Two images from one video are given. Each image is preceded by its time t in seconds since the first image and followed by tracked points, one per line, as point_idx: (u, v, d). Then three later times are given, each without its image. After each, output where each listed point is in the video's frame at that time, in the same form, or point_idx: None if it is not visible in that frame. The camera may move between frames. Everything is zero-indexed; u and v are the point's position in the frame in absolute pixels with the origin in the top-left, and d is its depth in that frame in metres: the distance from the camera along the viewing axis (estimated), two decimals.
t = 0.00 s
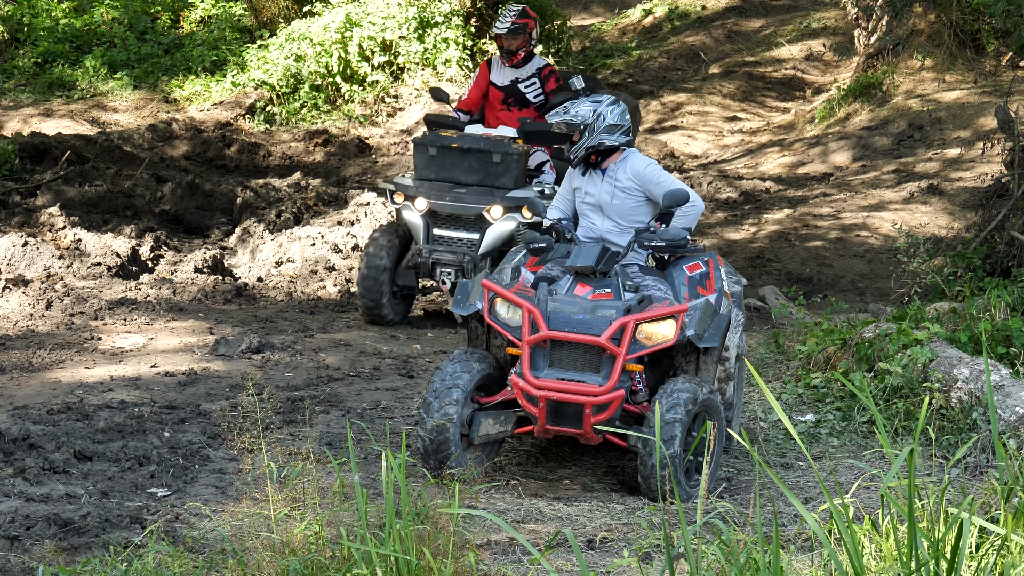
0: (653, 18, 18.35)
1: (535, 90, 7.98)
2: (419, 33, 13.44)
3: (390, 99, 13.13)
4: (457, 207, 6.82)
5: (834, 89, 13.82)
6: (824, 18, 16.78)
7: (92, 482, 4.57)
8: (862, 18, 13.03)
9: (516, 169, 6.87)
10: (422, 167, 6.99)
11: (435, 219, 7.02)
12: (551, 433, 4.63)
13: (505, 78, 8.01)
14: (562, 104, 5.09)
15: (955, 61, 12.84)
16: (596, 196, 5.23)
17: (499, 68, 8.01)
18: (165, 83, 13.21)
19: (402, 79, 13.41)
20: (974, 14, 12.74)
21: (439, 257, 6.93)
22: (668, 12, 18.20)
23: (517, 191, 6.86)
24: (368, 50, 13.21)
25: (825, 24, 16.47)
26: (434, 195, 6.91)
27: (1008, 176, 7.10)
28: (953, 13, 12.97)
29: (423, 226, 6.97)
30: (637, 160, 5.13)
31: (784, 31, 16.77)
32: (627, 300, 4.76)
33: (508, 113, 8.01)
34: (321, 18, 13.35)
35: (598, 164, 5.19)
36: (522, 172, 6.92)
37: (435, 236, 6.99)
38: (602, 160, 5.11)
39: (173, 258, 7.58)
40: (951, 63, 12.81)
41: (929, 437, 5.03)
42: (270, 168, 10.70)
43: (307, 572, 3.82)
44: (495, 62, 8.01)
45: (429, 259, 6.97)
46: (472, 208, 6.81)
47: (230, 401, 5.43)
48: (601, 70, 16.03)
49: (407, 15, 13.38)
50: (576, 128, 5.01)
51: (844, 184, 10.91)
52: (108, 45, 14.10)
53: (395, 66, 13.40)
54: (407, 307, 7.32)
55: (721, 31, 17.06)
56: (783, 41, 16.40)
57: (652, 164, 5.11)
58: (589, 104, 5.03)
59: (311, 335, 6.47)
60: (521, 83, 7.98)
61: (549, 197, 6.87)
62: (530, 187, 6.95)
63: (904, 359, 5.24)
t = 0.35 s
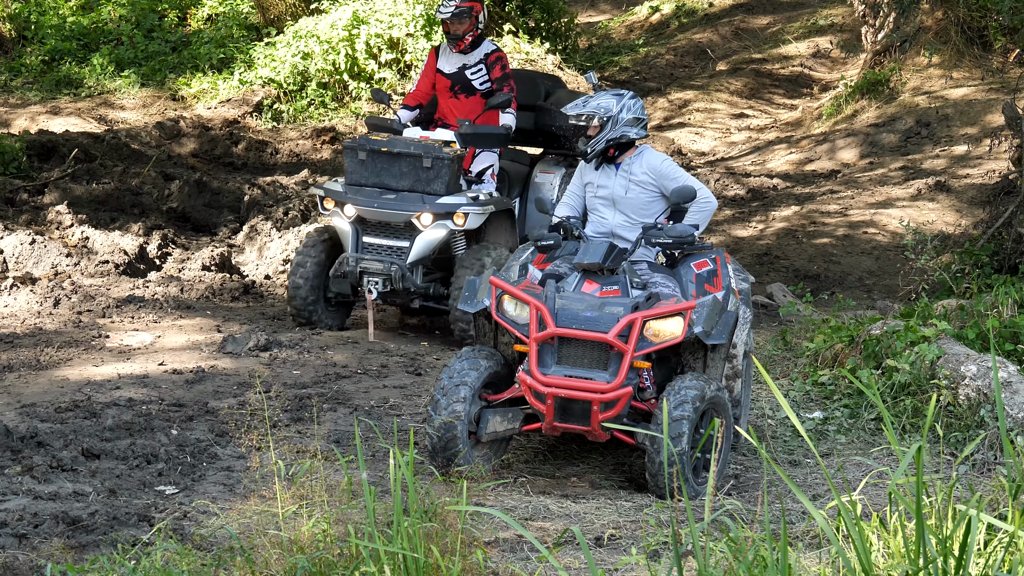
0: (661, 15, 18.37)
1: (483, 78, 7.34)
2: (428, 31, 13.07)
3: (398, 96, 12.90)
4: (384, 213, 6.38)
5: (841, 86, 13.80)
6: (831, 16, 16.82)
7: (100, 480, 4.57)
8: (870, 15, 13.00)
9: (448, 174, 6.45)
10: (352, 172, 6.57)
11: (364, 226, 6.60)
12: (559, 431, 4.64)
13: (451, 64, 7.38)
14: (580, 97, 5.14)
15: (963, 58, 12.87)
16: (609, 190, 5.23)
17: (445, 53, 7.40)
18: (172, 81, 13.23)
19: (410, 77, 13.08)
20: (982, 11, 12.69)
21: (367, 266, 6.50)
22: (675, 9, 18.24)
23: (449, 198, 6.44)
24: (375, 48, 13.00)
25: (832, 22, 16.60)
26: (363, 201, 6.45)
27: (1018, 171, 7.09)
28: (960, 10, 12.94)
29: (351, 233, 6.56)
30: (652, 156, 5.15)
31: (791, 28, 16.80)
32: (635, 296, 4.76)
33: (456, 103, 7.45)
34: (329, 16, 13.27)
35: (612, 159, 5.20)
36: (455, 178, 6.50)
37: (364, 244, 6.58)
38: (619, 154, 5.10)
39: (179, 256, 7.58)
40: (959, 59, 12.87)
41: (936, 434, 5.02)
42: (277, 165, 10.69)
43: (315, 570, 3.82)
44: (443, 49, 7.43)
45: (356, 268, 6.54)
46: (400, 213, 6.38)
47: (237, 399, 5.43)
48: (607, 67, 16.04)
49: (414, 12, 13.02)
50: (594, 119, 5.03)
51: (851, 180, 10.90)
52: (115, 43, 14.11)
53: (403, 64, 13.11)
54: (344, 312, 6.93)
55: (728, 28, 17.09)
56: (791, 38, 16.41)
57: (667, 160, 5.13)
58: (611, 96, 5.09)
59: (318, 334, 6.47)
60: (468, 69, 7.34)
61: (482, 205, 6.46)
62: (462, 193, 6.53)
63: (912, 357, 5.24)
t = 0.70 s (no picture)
0: (670, 15, 18.38)
1: (447, 64, 7.02)
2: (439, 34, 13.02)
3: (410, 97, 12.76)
4: (344, 216, 6.11)
5: (850, 86, 13.79)
6: (841, 15, 16.77)
7: (111, 481, 4.57)
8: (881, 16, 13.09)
9: (406, 176, 6.21)
10: (310, 175, 6.29)
11: (324, 229, 6.33)
12: (568, 431, 4.63)
13: (415, 51, 7.09)
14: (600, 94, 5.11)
15: (972, 58, 12.84)
16: (621, 190, 5.23)
17: (409, 39, 7.10)
18: (181, 82, 13.24)
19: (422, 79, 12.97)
20: (991, 10, 12.67)
21: (325, 270, 6.20)
22: (684, 9, 18.23)
23: (410, 201, 6.22)
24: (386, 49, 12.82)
25: (841, 21, 16.63)
26: (321, 204, 6.16)
27: None
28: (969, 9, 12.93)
29: (311, 237, 6.28)
30: (665, 155, 5.15)
31: (800, 28, 16.79)
32: (644, 296, 4.76)
33: (419, 90, 7.15)
34: (339, 17, 13.24)
35: (626, 158, 5.20)
36: (415, 180, 6.27)
37: (323, 248, 6.29)
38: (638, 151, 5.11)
39: (190, 256, 7.59)
40: (968, 59, 12.82)
41: (946, 435, 5.02)
42: (286, 166, 10.69)
43: (325, 571, 3.82)
44: (407, 36, 7.13)
45: (316, 274, 6.25)
46: (361, 216, 6.11)
47: (248, 400, 5.43)
48: (616, 67, 16.05)
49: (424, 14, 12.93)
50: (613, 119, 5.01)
51: (861, 181, 10.90)
52: (125, 44, 14.13)
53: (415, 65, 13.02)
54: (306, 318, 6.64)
55: (737, 28, 17.11)
56: (800, 37, 16.44)
57: (678, 160, 5.13)
58: (634, 96, 5.05)
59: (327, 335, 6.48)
60: (433, 55, 7.03)
61: (443, 208, 6.24)
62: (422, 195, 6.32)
63: (922, 357, 5.24)
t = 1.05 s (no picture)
0: (681, 21, 18.39)
1: (436, 56, 6.71)
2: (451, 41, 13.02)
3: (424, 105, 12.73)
4: (339, 222, 5.85)
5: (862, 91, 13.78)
6: (852, 23, 16.69)
7: (123, 488, 4.58)
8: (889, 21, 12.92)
9: (404, 182, 5.90)
10: (306, 180, 5.99)
11: (319, 235, 6.06)
12: (581, 437, 4.63)
13: (403, 42, 6.78)
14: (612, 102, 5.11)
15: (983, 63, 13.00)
16: (632, 197, 5.23)
17: (396, 30, 6.81)
18: (193, 89, 13.26)
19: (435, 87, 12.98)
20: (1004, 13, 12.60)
21: (321, 277, 5.96)
22: (696, 15, 18.18)
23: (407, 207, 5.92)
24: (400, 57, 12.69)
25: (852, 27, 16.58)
26: (317, 209, 5.90)
27: None
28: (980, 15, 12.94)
29: (306, 243, 6.02)
30: (675, 161, 5.14)
31: (811, 34, 16.72)
32: (656, 302, 4.76)
33: (406, 83, 6.82)
34: (350, 22, 12.96)
35: (637, 165, 5.19)
36: (412, 186, 5.97)
37: (319, 254, 6.04)
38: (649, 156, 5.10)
39: (202, 263, 7.60)
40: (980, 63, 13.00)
41: (958, 440, 5.02)
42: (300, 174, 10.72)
43: None
44: (394, 27, 6.83)
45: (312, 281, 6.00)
46: (356, 223, 5.85)
47: (260, 406, 5.45)
48: (627, 73, 16.08)
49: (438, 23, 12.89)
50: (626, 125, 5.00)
51: (873, 186, 10.90)
52: (136, 51, 14.13)
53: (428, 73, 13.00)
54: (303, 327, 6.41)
55: (748, 34, 17.08)
56: (811, 43, 16.36)
57: (689, 165, 5.11)
58: (647, 103, 5.04)
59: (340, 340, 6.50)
60: (422, 46, 6.73)
61: (441, 215, 5.98)
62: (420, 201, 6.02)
63: (934, 362, 5.24)
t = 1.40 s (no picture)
0: (659, 73, 19.87)
1: (443, 95, 7.60)
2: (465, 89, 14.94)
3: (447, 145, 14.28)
4: (368, 241, 6.78)
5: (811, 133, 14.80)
6: (802, 74, 17.73)
7: (192, 468, 5.51)
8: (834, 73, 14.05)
9: (423, 207, 6.87)
10: (340, 207, 6.97)
11: (351, 252, 7.00)
12: (575, 425, 5.56)
13: (412, 85, 7.65)
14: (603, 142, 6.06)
15: (914, 109, 13.44)
16: (618, 222, 6.19)
17: (405, 75, 7.67)
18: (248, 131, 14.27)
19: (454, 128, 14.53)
20: (930, 69, 13.67)
21: (353, 288, 6.88)
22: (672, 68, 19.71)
23: (426, 228, 6.89)
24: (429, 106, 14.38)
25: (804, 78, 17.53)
26: (349, 231, 6.84)
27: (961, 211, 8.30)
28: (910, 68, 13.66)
29: (340, 259, 6.95)
30: (654, 192, 6.10)
31: (769, 86, 17.69)
32: (639, 311, 5.70)
33: (420, 121, 7.72)
34: (379, 76, 14.68)
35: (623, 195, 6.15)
36: (430, 211, 6.94)
37: (351, 269, 6.97)
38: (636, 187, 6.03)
39: (255, 280, 8.74)
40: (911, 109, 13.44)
41: (893, 426, 5.95)
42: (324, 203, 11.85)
43: (371, 543, 4.61)
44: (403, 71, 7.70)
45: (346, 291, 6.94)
46: (382, 242, 6.78)
47: (305, 399, 6.41)
48: (614, 117, 17.46)
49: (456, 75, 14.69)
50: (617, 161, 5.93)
51: (819, 213, 11.83)
52: (199, 100, 15.12)
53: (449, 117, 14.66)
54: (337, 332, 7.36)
55: (716, 84, 18.31)
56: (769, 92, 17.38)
57: (666, 196, 6.08)
58: (633, 145, 5.94)
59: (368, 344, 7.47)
60: (429, 87, 7.60)
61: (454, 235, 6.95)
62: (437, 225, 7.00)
63: (872, 361, 6.21)
